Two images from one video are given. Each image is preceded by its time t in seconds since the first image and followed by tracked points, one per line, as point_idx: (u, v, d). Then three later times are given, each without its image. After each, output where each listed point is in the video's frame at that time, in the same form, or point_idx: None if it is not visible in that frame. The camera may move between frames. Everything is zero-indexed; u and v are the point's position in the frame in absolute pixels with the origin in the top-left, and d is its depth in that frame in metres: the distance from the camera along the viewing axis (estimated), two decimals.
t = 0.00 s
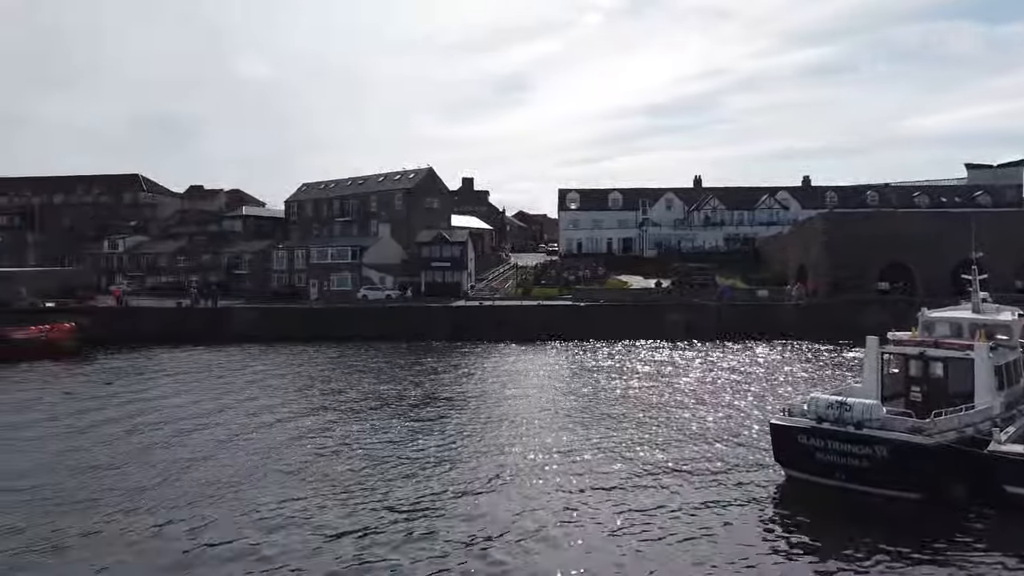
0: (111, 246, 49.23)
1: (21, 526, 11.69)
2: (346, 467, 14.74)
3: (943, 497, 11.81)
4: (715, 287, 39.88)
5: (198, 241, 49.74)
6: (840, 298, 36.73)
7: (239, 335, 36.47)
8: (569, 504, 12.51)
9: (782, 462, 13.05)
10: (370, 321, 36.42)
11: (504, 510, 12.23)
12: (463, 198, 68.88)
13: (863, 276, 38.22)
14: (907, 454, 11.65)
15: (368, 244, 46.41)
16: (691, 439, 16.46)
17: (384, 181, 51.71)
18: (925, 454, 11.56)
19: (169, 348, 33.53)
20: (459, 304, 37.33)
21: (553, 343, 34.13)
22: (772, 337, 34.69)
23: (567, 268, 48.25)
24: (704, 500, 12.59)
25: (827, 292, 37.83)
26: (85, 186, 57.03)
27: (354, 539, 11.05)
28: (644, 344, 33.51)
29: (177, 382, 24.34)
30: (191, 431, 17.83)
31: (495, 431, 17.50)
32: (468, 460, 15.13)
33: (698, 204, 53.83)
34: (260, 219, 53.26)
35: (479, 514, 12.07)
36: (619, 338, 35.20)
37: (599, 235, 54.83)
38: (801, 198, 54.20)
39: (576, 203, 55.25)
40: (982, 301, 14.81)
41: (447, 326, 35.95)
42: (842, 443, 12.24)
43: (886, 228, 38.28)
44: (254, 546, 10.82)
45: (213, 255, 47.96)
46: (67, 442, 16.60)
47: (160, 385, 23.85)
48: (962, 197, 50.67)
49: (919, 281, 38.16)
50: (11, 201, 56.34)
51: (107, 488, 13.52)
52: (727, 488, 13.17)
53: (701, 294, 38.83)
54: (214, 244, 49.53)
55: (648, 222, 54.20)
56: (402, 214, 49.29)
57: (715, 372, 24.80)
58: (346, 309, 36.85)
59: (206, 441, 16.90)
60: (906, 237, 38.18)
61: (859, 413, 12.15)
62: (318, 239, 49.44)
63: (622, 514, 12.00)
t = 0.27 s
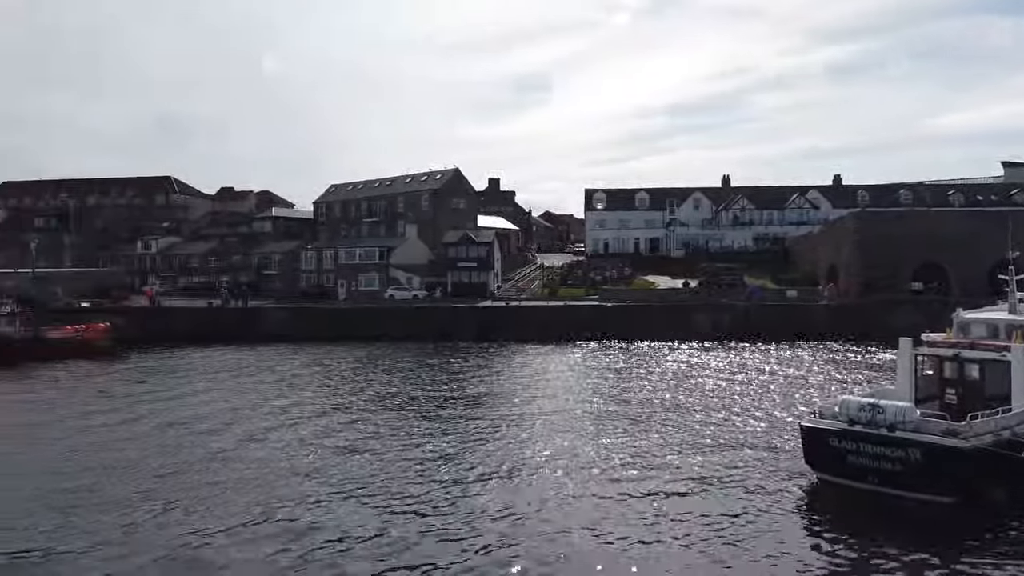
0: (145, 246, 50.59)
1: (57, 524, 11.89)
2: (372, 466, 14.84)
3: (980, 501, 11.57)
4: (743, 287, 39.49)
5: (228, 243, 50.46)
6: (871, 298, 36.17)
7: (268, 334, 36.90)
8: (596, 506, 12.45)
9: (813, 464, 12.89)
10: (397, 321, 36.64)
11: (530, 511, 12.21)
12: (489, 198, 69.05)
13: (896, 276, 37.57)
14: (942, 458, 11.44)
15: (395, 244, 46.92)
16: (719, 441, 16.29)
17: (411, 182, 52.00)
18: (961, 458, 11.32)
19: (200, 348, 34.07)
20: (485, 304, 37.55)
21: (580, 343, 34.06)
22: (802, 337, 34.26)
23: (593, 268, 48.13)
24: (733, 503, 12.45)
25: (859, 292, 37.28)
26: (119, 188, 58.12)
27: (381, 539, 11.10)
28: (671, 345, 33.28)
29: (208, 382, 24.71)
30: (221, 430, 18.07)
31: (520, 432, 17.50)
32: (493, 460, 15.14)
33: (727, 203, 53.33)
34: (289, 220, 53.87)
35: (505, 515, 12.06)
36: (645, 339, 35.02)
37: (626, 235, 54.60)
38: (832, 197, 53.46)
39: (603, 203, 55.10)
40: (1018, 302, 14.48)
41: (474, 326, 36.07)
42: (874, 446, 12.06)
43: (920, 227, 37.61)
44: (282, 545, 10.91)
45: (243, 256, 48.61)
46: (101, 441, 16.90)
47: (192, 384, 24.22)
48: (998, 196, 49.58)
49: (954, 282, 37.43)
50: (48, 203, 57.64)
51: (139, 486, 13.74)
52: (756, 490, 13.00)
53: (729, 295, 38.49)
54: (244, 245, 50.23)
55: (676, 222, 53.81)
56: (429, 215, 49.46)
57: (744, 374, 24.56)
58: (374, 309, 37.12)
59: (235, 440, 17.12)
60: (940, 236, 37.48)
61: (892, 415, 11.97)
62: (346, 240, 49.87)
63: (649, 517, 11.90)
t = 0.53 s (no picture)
0: (178, 248, 51.49)
1: (91, 518, 12.15)
2: (398, 465, 14.98)
3: (1019, 506, 11.28)
4: (773, 287, 39.03)
5: (258, 244, 51.16)
6: (906, 299, 35.50)
7: (298, 334, 37.33)
8: (622, 507, 12.40)
9: (845, 467, 12.73)
10: (425, 320, 36.81)
11: (556, 512, 12.21)
12: (515, 198, 69.14)
13: (931, 276, 36.80)
14: (978, 461, 11.19)
15: (423, 245, 46.68)
16: (748, 443, 16.13)
17: (439, 183, 52.19)
18: (999, 461, 11.05)
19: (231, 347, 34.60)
20: (512, 304, 37.70)
21: (607, 344, 33.96)
22: (834, 338, 33.76)
23: (621, 268, 47.93)
24: (762, 505, 12.32)
25: (892, 293, 36.66)
26: (153, 190, 59.24)
27: (407, 538, 11.18)
28: (701, 346, 33.01)
29: (239, 380, 25.09)
30: (251, 428, 18.35)
31: (546, 432, 17.51)
32: (519, 461, 15.18)
33: (756, 203, 52.73)
34: (318, 221, 54.46)
35: (530, 515, 12.08)
36: (673, 340, 34.81)
37: (654, 235, 54.29)
38: (864, 195, 52.60)
39: (630, 202, 54.89)
40: None
41: (501, 325, 36.13)
42: (908, 449, 11.87)
43: (956, 225, 36.85)
44: (310, 543, 11.04)
45: (273, 256, 49.20)
46: (136, 438, 17.29)
47: (224, 383, 24.64)
48: None
49: (991, 281, 36.57)
50: (85, 206, 58.99)
51: (172, 483, 14.00)
52: (785, 493, 12.86)
53: (759, 294, 38.09)
54: (274, 246, 50.88)
55: (705, 221, 53.28)
56: (456, 215, 49.58)
57: (775, 375, 24.25)
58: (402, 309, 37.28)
59: (265, 438, 17.38)
60: (977, 236, 36.66)
61: (927, 418, 11.76)
62: (374, 240, 50.21)
63: (676, 519, 11.83)
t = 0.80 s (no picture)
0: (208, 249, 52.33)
1: (122, 516, 12.34)
2: (425, 465, 15.06)
3: None
4: (803, 287, 38.55)
5: (287, 244, 51.72)
6: (939, 299, 34.80)
7: (325, 333, 37.71)
8: (648, 509, 12.31)
9: (877, 469, 12.54)
10: (451, 320, 36.92)
11: (582, 514, 12.16)
12: (541, 198, 69.05)
13: (967, 276, 36.00)
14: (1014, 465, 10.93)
15: (449, 245, 46.76)
16: (777, 446, 15.92)
17: (465, 183, 52.34)
18: None
19: (260, 347, 35.02)
20: (538, 304, 37.72)
21: (634, 344, 33.74)
22: (864, 339, 33.28)
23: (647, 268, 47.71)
24: (791, 509, 12.15)
25: (926, 293, 35.91)
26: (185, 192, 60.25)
27: (433, 539, 11.20)
28: (728, 347, 32.72)
29: (269, 380, 25.37)
30: (280, 427, 18.54)
31: (573, 433, 17.49)
32: (545, 462, 15.17)
33: (786, 202, 52.11)
34: (345, 222, 54.89)
35: (556, 516, 12.06)
36: (701, 341, 34.49)
37: (681, 235, 53.91)
38: (897, 194, 51.66)
39: (657, 202, 54.60)
40: None
41: (527, 325, 36.13)
42: (941, 452, 11.63)
43: (993, 224, 35.98)
44: (336, 542, 11.11)
45: (301, 257, 49.74)
46: (167, 435, 17.65)
47: (253, 382, 25.01)
48: None
49: None
50: (119, 208, 60.21)
51: (202, 481, 14.17)
52: (816, 496, 12.66)
53: (788, 295, 37.63)
54: (302, 246, 51.40)
55: (732, 221, 52.81)
56: (482, 215, 49.65)
57: (805, 377, 23.93)
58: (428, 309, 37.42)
59: (293, 437, 17.56)
60: (1014, 235, 35.82)
61: (962, 420, 11.47)
62: (401, 241, 50.50)
63: (703, 522, 11.70)
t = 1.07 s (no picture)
0: (237, 249, 53.10)
1: (148, 514, 12.46)
2: (451, 467, 15.04)
3: None
4: (833, 288, 38.02)
5: (314, 245, 52.22)
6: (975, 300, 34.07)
7: (353, 333, 38.03)
8: (673, 513, 12.16)
9: (911, 473, 12.33)
10: (476, 320, 36.97)
11: (604, 517, 12.04)
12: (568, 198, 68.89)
13: (1003, 276, 35.16)
14: None
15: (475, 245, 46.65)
16: (806, 449, 15.69)
17: (491, 183, 52.42)
18: None
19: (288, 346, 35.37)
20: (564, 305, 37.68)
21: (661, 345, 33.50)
22: (897, 340, 32.80)
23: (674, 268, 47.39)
24: (821, 514, 11.92)
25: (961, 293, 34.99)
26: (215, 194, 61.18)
27: (456, 541, 11.16)
28: (756, 348, 32.36)
29: (297, 379, 25.60)
30: (308, 427, 18.67)
31: (600, 435, 17.36)
32: (572, 463, 15.10)
33: (815, 201, 51.47)
34: (372, 222, 55.23)
35: (581, 519, 11.95)
36: (729, 342, 34.13)
37: (708, 234, 53.39)
38: (930, 193, 50.71)
39: (684, 201, 54.28)
40: None
41: (553, 325, 36.08)
42: (976, 456, 11.34)
43: None
44: (359, 544, 11.11)
45: (329, 257, 50.17)
46: (198, 433, 17.95)
47: (283, 380, 25.31)
48: None
49: None
50: (151, 210, 61.34)
51: (228, 480, 14.30)
52: (846, 501, 12.41)
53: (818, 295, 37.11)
54: (329, 247, 51.85)
55: (761, 219, 52.36)
56: (507, 215, 49.63)
57: (836, 378, 23.57)
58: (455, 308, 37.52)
59: (321, 437, 17.67)
60: None
61: (998, 423, 11.15)
62: (427, 241, 50.70)
63: (729, 526, 11.53)
